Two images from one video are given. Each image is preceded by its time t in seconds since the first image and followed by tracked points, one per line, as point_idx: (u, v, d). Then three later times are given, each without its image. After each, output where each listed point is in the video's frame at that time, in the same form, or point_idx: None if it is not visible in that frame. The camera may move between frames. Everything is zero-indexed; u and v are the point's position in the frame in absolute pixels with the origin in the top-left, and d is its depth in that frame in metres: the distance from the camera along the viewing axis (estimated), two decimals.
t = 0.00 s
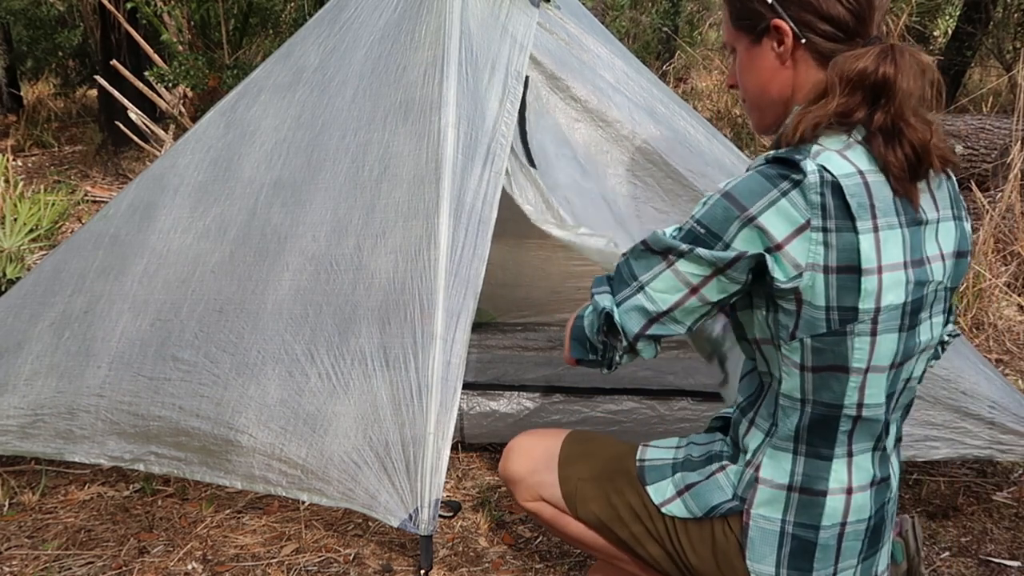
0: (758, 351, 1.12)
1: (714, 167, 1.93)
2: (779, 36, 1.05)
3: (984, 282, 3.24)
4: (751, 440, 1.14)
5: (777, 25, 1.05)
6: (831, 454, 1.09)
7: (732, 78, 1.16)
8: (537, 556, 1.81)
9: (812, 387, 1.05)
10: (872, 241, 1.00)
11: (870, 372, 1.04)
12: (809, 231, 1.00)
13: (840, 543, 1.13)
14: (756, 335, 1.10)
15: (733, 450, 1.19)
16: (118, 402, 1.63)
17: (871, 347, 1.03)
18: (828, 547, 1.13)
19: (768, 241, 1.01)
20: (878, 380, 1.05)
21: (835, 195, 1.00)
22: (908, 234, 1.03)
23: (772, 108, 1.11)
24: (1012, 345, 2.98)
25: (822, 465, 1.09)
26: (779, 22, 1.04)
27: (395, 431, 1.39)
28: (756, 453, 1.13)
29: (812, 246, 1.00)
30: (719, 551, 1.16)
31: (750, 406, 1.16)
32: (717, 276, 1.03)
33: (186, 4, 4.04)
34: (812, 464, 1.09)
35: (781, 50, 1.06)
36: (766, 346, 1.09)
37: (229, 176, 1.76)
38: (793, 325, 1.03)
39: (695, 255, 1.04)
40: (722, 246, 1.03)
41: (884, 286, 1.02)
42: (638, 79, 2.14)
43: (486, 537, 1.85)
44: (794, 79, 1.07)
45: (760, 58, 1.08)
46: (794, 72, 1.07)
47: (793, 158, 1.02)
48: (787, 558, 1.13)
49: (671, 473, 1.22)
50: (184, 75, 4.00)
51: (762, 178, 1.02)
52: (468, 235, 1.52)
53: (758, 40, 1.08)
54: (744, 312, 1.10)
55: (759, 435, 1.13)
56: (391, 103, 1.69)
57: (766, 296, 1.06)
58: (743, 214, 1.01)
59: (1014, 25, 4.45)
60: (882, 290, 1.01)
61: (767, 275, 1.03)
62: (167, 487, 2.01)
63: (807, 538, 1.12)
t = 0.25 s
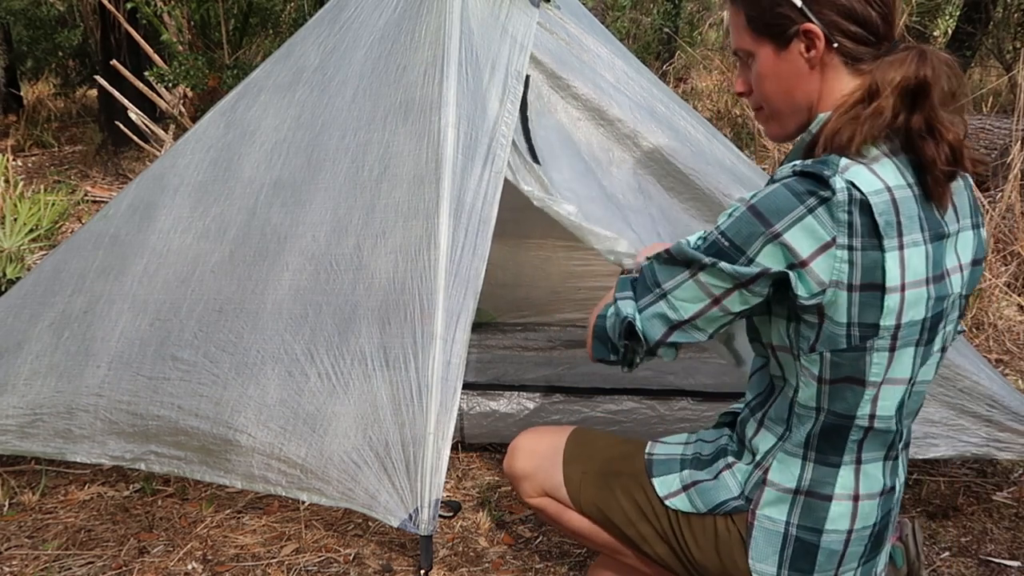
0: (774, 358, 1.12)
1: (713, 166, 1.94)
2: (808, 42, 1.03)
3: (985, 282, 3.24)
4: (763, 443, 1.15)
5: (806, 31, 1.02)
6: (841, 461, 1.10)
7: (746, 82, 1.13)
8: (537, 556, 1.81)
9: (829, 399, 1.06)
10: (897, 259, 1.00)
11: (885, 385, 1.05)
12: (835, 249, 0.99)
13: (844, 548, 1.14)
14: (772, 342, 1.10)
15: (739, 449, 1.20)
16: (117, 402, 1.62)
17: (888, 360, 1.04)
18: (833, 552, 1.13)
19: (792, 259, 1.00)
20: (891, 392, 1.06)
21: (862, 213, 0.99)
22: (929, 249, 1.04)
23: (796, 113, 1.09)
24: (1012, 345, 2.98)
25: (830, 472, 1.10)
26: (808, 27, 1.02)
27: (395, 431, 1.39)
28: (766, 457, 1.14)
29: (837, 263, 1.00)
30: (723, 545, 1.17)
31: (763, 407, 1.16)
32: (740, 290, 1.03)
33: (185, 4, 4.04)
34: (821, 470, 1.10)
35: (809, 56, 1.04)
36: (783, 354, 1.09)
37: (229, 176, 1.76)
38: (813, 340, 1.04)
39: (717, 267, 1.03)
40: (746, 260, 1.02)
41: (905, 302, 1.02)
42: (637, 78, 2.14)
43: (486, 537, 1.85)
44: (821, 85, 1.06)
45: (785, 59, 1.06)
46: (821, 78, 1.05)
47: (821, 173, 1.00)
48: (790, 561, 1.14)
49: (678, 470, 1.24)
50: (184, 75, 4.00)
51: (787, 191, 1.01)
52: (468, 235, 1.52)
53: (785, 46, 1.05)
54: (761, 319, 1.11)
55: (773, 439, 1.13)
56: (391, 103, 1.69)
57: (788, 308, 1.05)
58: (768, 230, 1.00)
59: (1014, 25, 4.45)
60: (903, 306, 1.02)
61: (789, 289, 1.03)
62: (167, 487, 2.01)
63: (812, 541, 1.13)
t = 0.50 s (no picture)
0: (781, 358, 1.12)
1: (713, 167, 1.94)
2: (841, 45, 1.01)
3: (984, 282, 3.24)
4: (766, 443, 1.15)
5: (840, 34, 1.01)
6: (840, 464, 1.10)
7: (761, 80, 1.10)
8: (537, 556, 1.81)
9: (834, 401, 1.06)
10: (910, 266, 1.00)
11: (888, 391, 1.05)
12: (848, 254, 0.99)
13: (840, 552, 1.14)
14: (782, 344, 1.10)
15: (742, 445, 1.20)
16: (117, 402, 1.63)
17: (893, 365, 1.04)
18: (827, 554, 1.14)
19: (807, 266, 1.00)
20: (895, 398, 1.06)
21: (876, 220, 0.99)
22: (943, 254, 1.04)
23: (818, 114, 1.08)
24: (1012, 345, 2.98)
25: (828, 474, 1.10)
26: (842, 31, 1.00)
27: (395, 431, 1.39)
28: (767, 456, 1.14)
29: (850, 269, 0.99)
30: (718, 542, 1.18)
31: (766, 406, 1.17)
32: (762, 301, 1.03)
33: (185, 4, 4.04)
34: (820, 472, 1.10)
35: (840, 59, 1.02)
36: (793, 356, 1.09)
37: (229, 176, 1.76)
38: (822, 344, 1.04)
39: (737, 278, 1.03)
40: (765, 271, 1.02)
41: (915, 309, 1.02)
42: (637, 79, 2.14)
43: (486, 538, 1.85)
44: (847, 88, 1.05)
45: (810, 59, 1.04)
46: (847, 81, 1.04)
47: (837, 179, 1.00)
48: (784, 560, 1.15)
49: (680, 467, 1.24)
50: (184, 75, 4.00)
51: (803, 199, 1.00)
52: (468, 236, 1.52)
53: (816, 47, 1.03)
54: (772, 322, 1.10)
55: (776, 440, 1.14)
56: (391, 103, 1.69)
57: (799, 312, 1.05)
58: (784, 237, 1.00)
59: (1013, 25, 4.46)
60: (914, 312, 1.02)
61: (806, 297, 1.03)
62: (167, 487, 2.01)
63: (806, 542, 1.13)
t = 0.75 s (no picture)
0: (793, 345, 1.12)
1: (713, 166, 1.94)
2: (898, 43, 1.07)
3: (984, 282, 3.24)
4: (785, 431, 1.14)
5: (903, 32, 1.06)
6: (862, 451, 1.10)
7: (809, 62, 1.08)
8: (537, 556, 1.81)
9: (857, 387, 1.06)
10: (945, 253, 1.01)
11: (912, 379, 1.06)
12: (885, 234, 1.00)
13: (854, 539, 1.14)
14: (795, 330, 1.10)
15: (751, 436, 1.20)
16: (118, 402, 1.63)
17: (922, 353, 1.05)
18: (843, 543, 1.14)
19: (842, 239, 1.00)
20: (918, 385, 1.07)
21: (916, 202, 1.00)
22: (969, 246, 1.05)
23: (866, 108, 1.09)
24: (1013, 345, 2.98)
25: (849, 462, 1.10)
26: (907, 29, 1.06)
27: (394, 431, 1.39)
28: (785, 444, 1.14)
29: (883, 250, 1.01)
30: (721, 540, 1.18)
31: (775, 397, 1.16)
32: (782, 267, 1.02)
33: (185, 4, 4.04)
34: (842, 460, 1.10)
35: (898, 56, 1.07)
36: (809, 342, 1.09)
37: (229, 176, 1.76)
38: (848, 327, 1.04)
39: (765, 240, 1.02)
40: (794, 237, 1.01)
41: (946, 295, 1.03)
42: (637, 79, 2.14)
43: (486, 537, 1.85)
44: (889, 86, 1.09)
45: (871, 42, 1.05)
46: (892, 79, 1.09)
47: (882, 159, 1.01)
48: (800, 549, 1.14)
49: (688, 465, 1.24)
50: (184, 75, 3.99)
51: (847, 175, 1.01)
52: (468, 236, 1.52)
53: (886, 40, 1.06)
54: (788, 308, 1.10)
55: (794, 428, 1.13)
56: (391, 103, 1.69)
57: (821, 295, 1.05)
58: (823, 208, 1.00)
59: (1013, 25, 4.46)
60: (944, 299, 1.03)
61: (831, 274, 1.02)
62: (167, 487, 2.01)
63: (824, 531, 1.13)
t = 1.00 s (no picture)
0: (806, 336, 1.12)
1: (712, 166, 1.94)
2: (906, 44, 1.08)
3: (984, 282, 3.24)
4: (802, 425, 1.14)
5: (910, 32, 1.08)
6: (882, 444, 1.10)
7: (824, 64, 1.07)
8: (537, 556, 1.81)
9: (877, 379, 1.07)
10: (965, 247, 1.03)
11: (931, 373, 1.07)
12: (908, 226, 1.03)
13: (870, 533, 1.15)
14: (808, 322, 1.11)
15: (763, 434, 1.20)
16: (118, 402, 1.62)
17: (941, 347, 1.06)
18: (860, 536, 1.14)
19: (865, 229, 1.02)
20: (938, 379, 1.08)
21: (939, 195, 1.03)
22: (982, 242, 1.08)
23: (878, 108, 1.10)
24: (1012, 345, 2.98)
25: (870, 455, 1.10)
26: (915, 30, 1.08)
27: (393, 431, 1.39)
28: (803, 438, 1.13)
29: (905, 242, 1.03)
30: (735, 540, 1.18)
31: (789, 392, 1.16)
32: (798, 255, 1.04)
33: (185, 4, 4.04)
34: (862, 452, 1.11)
35: (906, 57, 1.09)
36: (824, 334, 1.09)
37: (229, 176, 1.76)
38: (869, 318, 1.05)
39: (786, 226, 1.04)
40: (815, 224, 1.04)
41: (964, 289, 1.05)
42: (638, 78, 2.14)
43: (486, 537, 1.85)
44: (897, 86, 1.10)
45: (883, 42, 1.06)
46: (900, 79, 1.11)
47: (908, 151, 1.04)
48: (819, 544, 1.14)
49: (701, 469, 1.23)
50: (184, 75, 3.99)
51: (875, 166, 1.03)
52: (468, 236, 1.52)
53: (896, 40, 1.07)
54: (802, 296, 1.11)
55: (812, 421, 1.13)
56: (391, 103, 1.69)
57: (842, 287, 1.07)
58: (848, 198, 1.02)
59: (1014, 25, 4.45)
60: (962, 293, 1.05)
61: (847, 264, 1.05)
62: (167, 487, 2.01)
63: (843, 525, 1.13)
